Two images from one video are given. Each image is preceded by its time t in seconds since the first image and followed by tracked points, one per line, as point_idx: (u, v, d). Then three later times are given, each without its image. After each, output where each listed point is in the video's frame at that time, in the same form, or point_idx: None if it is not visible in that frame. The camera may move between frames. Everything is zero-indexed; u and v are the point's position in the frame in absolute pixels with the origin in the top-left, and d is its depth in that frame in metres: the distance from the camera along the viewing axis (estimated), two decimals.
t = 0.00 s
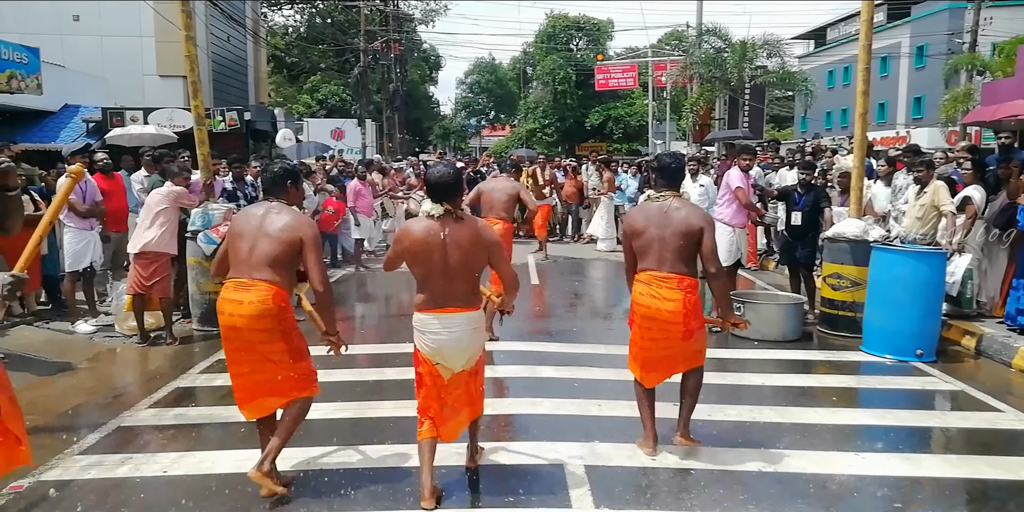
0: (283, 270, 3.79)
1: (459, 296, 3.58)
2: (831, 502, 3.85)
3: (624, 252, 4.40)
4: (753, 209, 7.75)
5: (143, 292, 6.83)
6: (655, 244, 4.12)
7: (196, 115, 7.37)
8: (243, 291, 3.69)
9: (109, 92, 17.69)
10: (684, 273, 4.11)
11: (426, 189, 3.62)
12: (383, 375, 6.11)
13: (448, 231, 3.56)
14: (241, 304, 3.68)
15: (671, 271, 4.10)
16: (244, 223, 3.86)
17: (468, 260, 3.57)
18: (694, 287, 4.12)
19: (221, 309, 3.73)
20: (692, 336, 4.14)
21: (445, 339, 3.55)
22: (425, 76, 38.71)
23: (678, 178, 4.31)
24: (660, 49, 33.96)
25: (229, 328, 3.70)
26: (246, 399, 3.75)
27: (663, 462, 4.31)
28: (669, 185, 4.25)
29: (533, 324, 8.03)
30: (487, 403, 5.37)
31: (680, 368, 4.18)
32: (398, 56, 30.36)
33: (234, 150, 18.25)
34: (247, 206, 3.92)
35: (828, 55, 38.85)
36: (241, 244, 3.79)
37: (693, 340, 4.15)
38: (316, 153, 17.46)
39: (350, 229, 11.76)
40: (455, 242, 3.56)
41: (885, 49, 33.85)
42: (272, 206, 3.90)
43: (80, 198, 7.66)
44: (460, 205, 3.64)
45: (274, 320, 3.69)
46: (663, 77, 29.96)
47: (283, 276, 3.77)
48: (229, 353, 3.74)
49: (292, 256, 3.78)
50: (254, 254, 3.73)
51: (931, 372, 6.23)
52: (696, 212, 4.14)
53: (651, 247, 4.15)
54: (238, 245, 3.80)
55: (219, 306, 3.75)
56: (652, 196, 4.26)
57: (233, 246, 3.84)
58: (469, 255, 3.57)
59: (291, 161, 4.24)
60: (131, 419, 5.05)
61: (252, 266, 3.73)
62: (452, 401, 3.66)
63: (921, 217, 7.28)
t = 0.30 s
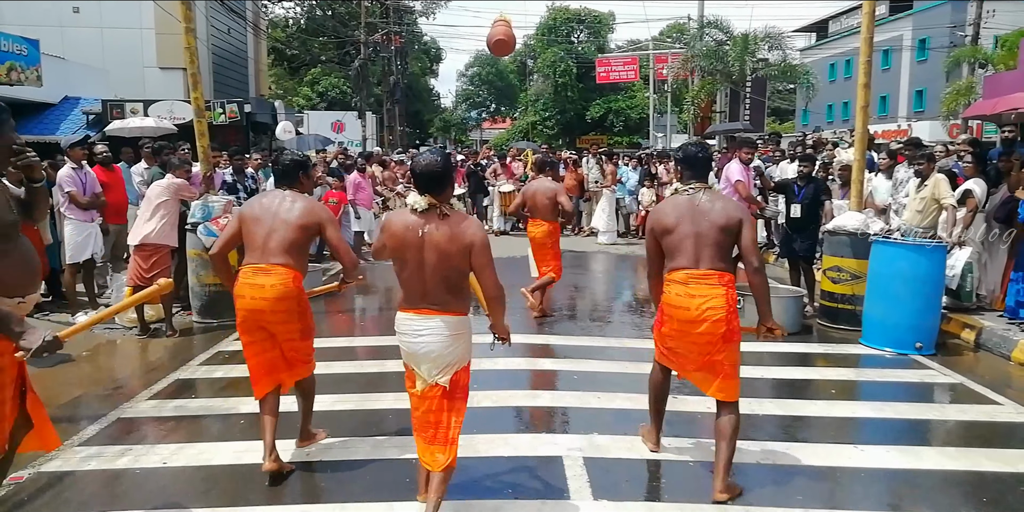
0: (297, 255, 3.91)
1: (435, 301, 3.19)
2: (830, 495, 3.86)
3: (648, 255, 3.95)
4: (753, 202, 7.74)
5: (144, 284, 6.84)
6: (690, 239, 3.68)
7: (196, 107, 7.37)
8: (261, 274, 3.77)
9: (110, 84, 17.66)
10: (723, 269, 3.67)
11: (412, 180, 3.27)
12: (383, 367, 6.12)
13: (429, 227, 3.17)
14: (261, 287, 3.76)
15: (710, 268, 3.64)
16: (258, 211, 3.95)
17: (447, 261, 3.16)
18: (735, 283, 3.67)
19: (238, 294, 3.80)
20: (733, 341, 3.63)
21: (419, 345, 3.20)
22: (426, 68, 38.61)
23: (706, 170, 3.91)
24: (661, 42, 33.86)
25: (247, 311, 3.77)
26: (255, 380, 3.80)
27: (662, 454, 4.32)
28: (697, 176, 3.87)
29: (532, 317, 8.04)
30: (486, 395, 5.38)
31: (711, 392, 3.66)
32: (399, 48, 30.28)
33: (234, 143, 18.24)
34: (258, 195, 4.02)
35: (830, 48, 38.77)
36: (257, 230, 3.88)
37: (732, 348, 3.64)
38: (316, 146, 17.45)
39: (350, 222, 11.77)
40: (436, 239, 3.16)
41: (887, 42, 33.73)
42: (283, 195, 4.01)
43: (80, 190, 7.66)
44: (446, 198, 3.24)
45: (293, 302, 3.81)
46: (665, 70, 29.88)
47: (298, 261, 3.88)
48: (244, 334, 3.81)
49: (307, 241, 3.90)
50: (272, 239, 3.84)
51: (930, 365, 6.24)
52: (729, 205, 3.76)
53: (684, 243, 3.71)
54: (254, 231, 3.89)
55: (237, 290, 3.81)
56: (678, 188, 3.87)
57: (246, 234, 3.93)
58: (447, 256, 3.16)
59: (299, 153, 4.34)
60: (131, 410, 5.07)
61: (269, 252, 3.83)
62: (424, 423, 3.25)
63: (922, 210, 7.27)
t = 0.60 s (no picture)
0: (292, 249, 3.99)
1: (427, 291, 3.07)
2: (827, 489, 3.90)
3: (657, 250, 3.92)
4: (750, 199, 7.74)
5: (146, 283, 6.87)
6: (701, 232, 3.68)
7: (195, 106, 7.39)
8: (258, 270, 3.87)
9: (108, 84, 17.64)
10: (734, 261, 3.67)
11: (403, 163, 3.18)
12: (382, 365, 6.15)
13: (421, 212, 3.08)
14: (258, 283, 3.86)
15: (720, 260, 3.65)
16: (251, 206, 4.01)
17: (440, 248, 3.06)
18: (745, 276, 3.67)
19: (237, 290, 3.91)
20: (743, 342, 3.66)
21: (410, 342, 3.05)
22: (424, 67, 38.60)
23: (716, 163, 3.94)
24: (659, 40, 33.90)
25: (247, 307, 3.89)
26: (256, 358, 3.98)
27: (660, 450, 4.36)
28: (708, 169, 3.90)
29: (531, 314, 8.08)
30: (486, 392, 5.42)
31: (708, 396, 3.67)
32: (397, 46, 30.29)
33: (232, 142, 18.25)
34: (251, 191, 4.08)
35: (827, 45, 38.82)
36: (251, 227, 3.95)
37: (742, 346, 3.68)
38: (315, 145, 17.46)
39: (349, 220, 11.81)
40: (428, 226, 3.07)
41: (884, 39, 33.79)
42: (275, 190, 4.06)
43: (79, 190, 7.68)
44: (439, 184, 3.16)
45: (290, 296, 3.91)
46: (662, 67, 29.92)
47: (293, 256, 3.97)
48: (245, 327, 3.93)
49: (301, 236, 3.98)
50: (267, 236, 3.91)
51: (925, 360, 6.29)
52: (741, 198, 3.75)
53: (695, 236, 3.71)
54: (248, 228, 3.95)
55: (235, 285, 3.91)
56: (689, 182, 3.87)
57: (240, 230, 3.99)
58: (440, 242, 3.06)
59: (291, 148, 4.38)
60: (132, 409, 5.10)
61: (264, 248, 3.90)
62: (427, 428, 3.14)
63: (917, 206, 7.32)
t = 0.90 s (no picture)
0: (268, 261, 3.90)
1: (421, 310, 2.83)
2: (830, 494, 3.87)
3: (662, 263, 3.87)
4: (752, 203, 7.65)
5: (147, 287, 6.85)
6: (701, 247, 3.63)
7: (195, 110, 7.38)
8: (228, 282, 3.81)
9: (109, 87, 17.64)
10: (735, 276, 3.61)
11: (388, 174, 2.97)
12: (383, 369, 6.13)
13: (411, 223, 2.85)
14: (229, 295, 3.79)
15: (720, 274, 3.58)
16: (230, 215, 3.95)
17: (435, 262, 2.84)
18: (747, 290, 3.61)
19: (209, 300, 3.85)
20: (743, 349, 3.62)
21: (408, 366, 2.79)
22: (424, 70, 38.61)
23: (721, 178, 3.86)
24: (660, 42, 33.88)
25: (218, 318, 3.81)
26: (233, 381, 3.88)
27: (662, 455, 4.33)
28: (711, 183, 3.82)
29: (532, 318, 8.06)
30: (486, 396, 5.40)
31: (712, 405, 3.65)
32: (399, 50, 30.30)
33: (234, 145, 18.26)
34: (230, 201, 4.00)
35: (829, 47, 38.81)
36: (227, 236, 3.88)
37: (739, 353, 3.62)
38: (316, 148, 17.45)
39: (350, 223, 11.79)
40: (419, 238, 2.84)
41: (885, 42, 33.77)
42: (255, 199, 3.99)
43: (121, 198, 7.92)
44: (427, 195, 2.96)
45: (262, 309, 3.83)
46: (664, 70, 29.90)
47: (269, 268, 3.88)
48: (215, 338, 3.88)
49: (276, 247, 3.88)
50: (241, 245, 3.84)
51: (931, 364, 6.25)
52: (741, 213, 3.70)
53: (695, 251, 3.65)
54: (224, 237, 3.89)
55: (207, 295, 3.85)
56: (691, 195, 3.81)
57: (217, 239, 3.93)
58: (433, 256, 2.84)
59: (275, 156, 4.31)
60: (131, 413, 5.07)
61: (239, 258, 3.83)
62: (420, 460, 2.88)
63: (921, 209, 7.29)
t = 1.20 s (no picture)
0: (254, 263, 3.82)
1: (435, 325, 2.79)
2: (834, 492, 3.89)
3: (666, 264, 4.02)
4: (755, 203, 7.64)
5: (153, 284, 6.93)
6: (700, 251, 3.73)
7: (201, 109, 7.40)
8: (213, 282, 3.71)
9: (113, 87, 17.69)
10: (731, 278, 3.69)
11: (387, 185, 2.97)
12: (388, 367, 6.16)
13: (419, 234, 2.83)
14: (214, 296, 3.69)
15: (717, 277, 3.67)
16: (216, 217, 3.89)
17: (447, 272, 2.83)
18: (743, 292, 3.68)
19: (193, 304, 3.74)
20: (739, 351, 3.71)
21: (422, 387, 2.73)
22: (428, 70, 38.64)
23: (723, 184, 3.95)
24: (663, 42, 33.85)
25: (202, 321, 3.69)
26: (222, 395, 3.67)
27: (667, 453, 4.34)
28: (714, 189, 3.90)
29: (536, 318, 8.07)
30: (491, 395, 5.41)
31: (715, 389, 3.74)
32: (402, 50, 30.33)
33: (238, 145, 18.31)
34: (217, 202, 3.94)
35: (833, 47, 38.82)
36: (214, 236, 3.80)
37: (736, 355, 3.70)
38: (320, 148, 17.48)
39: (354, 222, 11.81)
40: (429, 249, 2.82)
41: (889, 42, 33.74)
42: (242, 200, 3.93)
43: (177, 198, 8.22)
44: (430, 206, 2.95)
45: (243, 313, 3.70)
46: (667, 70, 29.87)
47: (255, 270, 3.81)
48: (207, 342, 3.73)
49: (260, 250, 3.81)
50: (227, 246, 3.76)
51: (934, 364, 6.26)
52: (743, 220, 3.78)
53: (694, 254, 3.76)
54: (210, 238, 3.81)
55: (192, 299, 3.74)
56: (696, 202, 3.90)
57: (203, 241, 3.85)
58: (444, 267, 2.82)
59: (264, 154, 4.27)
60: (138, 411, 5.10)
61: (225, 259, 3.75)
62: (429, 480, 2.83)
63: (925, 209, 7.29)
